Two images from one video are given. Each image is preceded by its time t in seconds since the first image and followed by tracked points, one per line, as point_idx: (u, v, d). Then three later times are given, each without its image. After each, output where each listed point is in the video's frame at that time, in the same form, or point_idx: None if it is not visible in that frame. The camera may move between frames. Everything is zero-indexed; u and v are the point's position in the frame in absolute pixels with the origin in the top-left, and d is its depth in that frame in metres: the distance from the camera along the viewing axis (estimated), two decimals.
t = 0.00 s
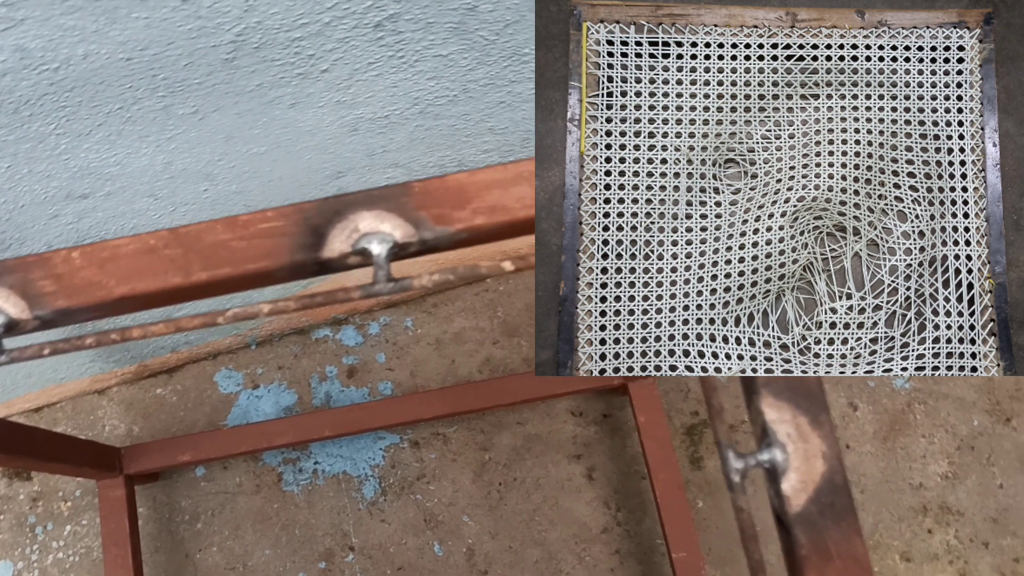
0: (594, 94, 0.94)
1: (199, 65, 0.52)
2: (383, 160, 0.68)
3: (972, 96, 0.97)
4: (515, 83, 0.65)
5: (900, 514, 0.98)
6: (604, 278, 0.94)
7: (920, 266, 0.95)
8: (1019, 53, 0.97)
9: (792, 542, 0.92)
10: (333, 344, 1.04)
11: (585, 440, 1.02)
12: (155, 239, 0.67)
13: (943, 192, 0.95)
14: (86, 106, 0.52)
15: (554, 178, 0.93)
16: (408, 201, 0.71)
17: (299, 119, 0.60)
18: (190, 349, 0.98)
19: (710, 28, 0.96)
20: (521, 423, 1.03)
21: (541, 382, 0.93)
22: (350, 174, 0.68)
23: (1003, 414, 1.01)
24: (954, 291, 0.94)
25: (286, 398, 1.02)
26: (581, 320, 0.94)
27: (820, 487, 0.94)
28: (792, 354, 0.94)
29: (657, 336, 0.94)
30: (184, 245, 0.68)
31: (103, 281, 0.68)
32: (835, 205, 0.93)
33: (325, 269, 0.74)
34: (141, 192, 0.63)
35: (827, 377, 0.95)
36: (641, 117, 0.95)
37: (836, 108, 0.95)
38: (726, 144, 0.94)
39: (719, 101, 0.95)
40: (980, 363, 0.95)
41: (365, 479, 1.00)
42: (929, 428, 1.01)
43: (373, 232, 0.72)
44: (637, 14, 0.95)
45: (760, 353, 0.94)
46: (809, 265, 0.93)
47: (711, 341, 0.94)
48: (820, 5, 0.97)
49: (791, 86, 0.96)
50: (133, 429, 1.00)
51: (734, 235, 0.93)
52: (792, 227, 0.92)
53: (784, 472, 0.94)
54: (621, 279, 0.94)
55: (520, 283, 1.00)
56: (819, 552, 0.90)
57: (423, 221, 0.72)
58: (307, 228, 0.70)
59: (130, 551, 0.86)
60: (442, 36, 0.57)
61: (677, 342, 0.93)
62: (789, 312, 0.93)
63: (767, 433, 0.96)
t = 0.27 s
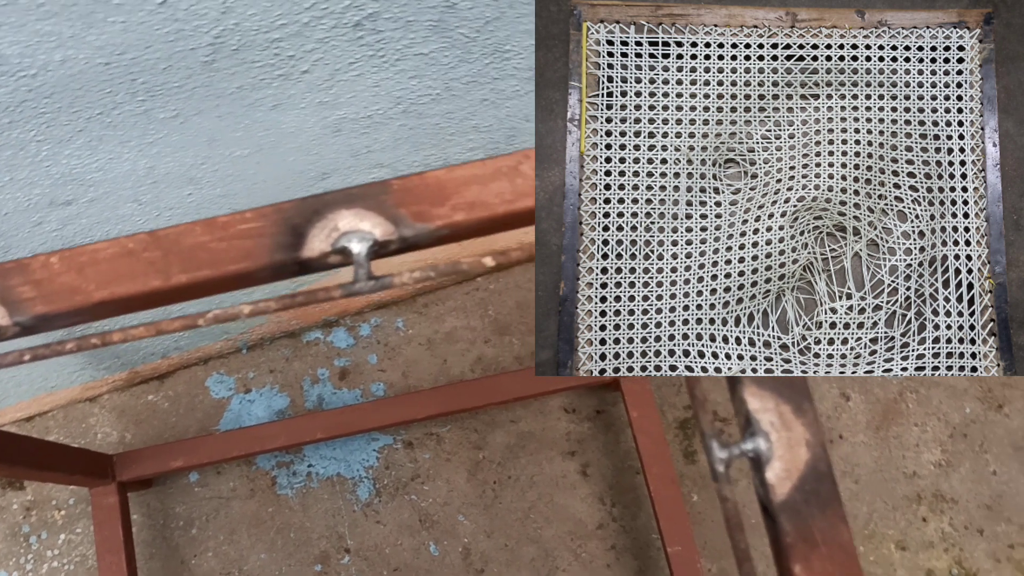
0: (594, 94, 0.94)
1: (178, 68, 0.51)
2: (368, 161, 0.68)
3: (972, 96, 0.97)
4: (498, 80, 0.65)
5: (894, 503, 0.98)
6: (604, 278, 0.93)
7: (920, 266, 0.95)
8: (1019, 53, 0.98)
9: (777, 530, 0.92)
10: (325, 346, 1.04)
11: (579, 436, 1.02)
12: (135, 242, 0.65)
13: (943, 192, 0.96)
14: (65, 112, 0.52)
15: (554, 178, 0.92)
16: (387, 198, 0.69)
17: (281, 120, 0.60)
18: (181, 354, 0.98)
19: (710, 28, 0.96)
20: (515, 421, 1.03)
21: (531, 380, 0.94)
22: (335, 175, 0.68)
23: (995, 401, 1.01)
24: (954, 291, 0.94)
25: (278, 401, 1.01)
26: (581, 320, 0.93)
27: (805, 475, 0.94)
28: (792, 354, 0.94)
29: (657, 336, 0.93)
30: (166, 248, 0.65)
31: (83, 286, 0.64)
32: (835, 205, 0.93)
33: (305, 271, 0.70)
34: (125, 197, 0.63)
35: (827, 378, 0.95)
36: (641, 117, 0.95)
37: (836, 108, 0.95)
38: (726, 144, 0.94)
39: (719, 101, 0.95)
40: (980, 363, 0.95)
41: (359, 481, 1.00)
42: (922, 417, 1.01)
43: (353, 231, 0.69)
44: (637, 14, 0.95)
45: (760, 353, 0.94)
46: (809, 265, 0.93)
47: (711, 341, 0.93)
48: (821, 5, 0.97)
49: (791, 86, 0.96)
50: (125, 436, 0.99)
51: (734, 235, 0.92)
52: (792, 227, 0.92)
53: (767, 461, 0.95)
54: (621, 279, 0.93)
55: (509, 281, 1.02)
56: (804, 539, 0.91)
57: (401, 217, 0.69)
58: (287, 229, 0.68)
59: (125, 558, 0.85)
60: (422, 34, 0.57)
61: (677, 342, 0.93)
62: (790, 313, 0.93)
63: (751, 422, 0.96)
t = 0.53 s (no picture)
0: (594, 94, 0.94)
1: (156, 70, 0.51)
2: (351, 160, 0.68)
3: (972, 96, 0.97)
4: (479, 77, 0.65)
5: (886, 491, 0.98)
6: (604, 278, 0.94)
7: (920, 266, 0.95)
8: (1019, 52, 0.98)
9: (759, 515, 0.96)
10: (315, 348, 1.03)
11: (571, 432, 1.03)
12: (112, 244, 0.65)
13: (943, 192, 0.96)
14: (44, 117, 0.52)
15: (554, 178, 0.93)
16: (364, 194, 0.70)
17: (263, 121, 0.60)
18: (170, 359, 0.98)
19: (710, 28, 0.96)
20: (507, 418, 1.03)
21: (521, 376, 0.93)
22: (319, 176, 0.68)
23: (985, 387, 1.01)
24: (954, 291, 0.94)
25: (270, 404, 1.01)
26: (581, 320, 0.94)
27: (785, 460, 0.99)
28: (792, 354, 0.94)
29: (657, 336, 0.94)
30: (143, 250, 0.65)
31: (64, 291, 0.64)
32: (835, 205, 0.93)
33: (284, 269, 0.71)
34: (107, 203, 0.63)
35: (827, 377, 0.96)
36: (641, 117, 0.95)
37: (836, 108, 0.95)
38: (726, 144, 0.94)
39: (719, 101, 0.95)
40: (980, 363, 0.95)
41: (352, 482, 1.00)
42: (913, 405, 1.01)
43: (332, 228, 0.70)
44: (636, 14, 0.95)
45: (760, 353, 0.95)
46: (809, 265, 0.94)
47: (711, 341, 0.93)
48: (821, 4, 0.97)
49: (791, 86, 0.96)
50: (117, 443, 0.99)
51: (733, 235, 0.92)
52: (792, 227, 0.92)
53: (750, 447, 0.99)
54: (621, 279, 0.94)
55: (496, 281, 1.05)
56: (786, 523, 0.95)
57: (381, 215, 0.70)
58: (265, 227, 0.68)
59: (118, 565, 0.85)
60: (401, 32, 0.57)
61: (677, 342, 0.93)
62: (790, 313, 0.94)
63: (732, 409, 0.99)
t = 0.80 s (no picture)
0: (594, 94, 0.95)
1: (133, 73, 0.52)
2: (332, 161, 0.68)
3: (972, 96, 0.97)
4: (459, 74, 0.65)
5: (877, 479, 0.98)
6: (604, 277, 0.94)
7: (920, 265, 0.95)
8: (1019, 53, 0.99)
9: (742, 502, 0.95)
10: (304, 350, 1.03)
11: (562, 428, 1.03)
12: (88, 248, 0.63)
13: (944, 192, 0.96)
14: (22, 122, 0.52)
15: (554, 178, 0.94)
16: (342, 193, 0.68)
17: (243, 122, 0.60)
18: (159, 365, 0.98)
19: (710, 28, 0.96)
20: (498, 415, 1.03)
21: (509, 372, 0.93)
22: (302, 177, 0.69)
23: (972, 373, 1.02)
24: (954, 291, 0.94)
25: (260, 407, 1.01)
26: (581, 321, 0.94)
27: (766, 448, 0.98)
28: (792, 354, 0.94)
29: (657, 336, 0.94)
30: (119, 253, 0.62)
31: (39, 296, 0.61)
32: (836, 205, 0.93)
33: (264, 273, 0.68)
34: (89, 208, 0.63)
35: (827, 376, 0.96)
36: (641, 117, 0.95)
37: (836, 108, 0.95)
38: (726, 145, 0.94)
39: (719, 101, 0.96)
40: (980, 363, 0.95)
41: (344, 483, 1.00)
42: (901, 392, 1.01)
43: (309, 225, 0.67)
44: (636, 14, 0.96)
45: (760, 354, 0.95)
46: (809, 265, 0.94)
47: (711, 342, 0.93)
48: (821, 5, 0.98)
49: (791, 86, 0.96)
50: (108, 449, 0.99)
51: (734, 235, 0.93)
52: (793, 227, 0.92)
53: (730, 434, 0.98)
54: (621, 279, 0.94)
55: (484, 278, 1.06)
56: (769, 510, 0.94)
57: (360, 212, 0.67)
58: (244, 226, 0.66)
59: (109, 571, 0.84)
60: (379, 30, 0.57)
61: (678, 342, 0.93)
62: (790, 313, 0.94)
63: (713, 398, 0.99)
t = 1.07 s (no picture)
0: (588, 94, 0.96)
1: (111, 76, 0.52)
2: (314, 160, 0.69)
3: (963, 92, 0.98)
4: (439, 71, 0.65)
5: (867, 467, 0.99)
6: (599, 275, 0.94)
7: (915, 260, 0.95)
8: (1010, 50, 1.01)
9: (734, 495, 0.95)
10: (293, 352, 1.02)
11: (552, 423, 1.03)
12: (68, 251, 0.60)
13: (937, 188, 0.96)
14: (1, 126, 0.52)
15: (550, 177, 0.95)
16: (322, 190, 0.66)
17: (224, 124, 0.61)
18: (147, 369, 0.98)
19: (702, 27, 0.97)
20: (488, 412, 1.03)
21: (496, 369, 0.93)
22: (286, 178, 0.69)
23: (960, 360, 1.02)
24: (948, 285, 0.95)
25: (250, 409, 1.00)
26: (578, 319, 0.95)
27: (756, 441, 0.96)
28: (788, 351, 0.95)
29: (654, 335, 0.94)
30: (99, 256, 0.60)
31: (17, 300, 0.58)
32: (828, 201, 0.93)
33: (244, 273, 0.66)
34: (71, 213, 0.63)
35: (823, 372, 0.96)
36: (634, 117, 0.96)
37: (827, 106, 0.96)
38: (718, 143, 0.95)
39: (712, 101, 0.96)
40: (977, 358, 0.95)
41: (335, 484, 1.00)
42: (889, 380, 1.02)
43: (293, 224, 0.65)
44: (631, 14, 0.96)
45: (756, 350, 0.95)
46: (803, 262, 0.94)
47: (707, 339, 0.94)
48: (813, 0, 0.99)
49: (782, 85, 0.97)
50: (98, 455, 0.98)
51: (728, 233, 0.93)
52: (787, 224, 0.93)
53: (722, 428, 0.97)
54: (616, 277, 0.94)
55: (472, 276, 1.06)
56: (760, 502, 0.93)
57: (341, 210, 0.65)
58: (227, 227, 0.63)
59: None
60: (357, 28, 0.57)
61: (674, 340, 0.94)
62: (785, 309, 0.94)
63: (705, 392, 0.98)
